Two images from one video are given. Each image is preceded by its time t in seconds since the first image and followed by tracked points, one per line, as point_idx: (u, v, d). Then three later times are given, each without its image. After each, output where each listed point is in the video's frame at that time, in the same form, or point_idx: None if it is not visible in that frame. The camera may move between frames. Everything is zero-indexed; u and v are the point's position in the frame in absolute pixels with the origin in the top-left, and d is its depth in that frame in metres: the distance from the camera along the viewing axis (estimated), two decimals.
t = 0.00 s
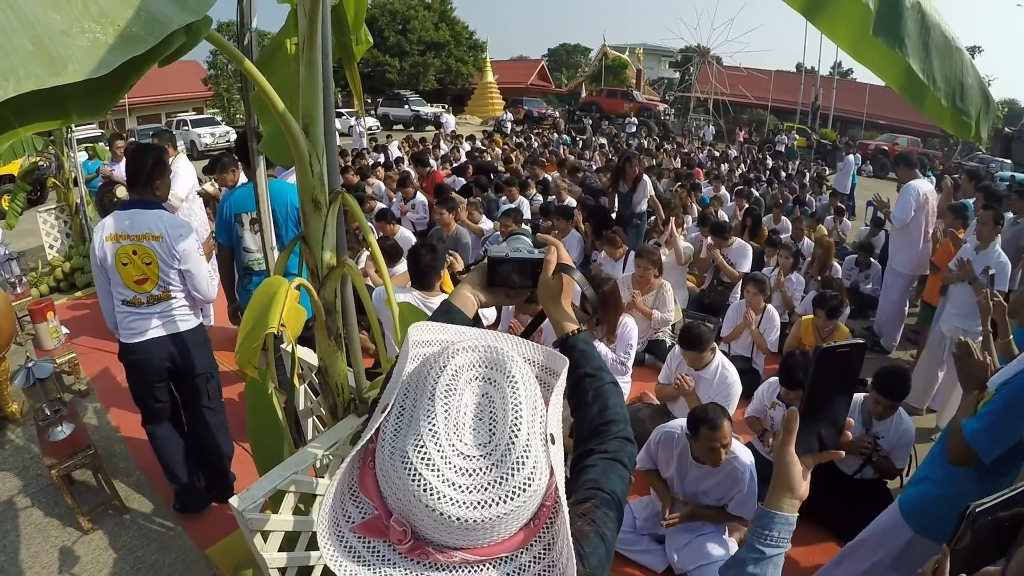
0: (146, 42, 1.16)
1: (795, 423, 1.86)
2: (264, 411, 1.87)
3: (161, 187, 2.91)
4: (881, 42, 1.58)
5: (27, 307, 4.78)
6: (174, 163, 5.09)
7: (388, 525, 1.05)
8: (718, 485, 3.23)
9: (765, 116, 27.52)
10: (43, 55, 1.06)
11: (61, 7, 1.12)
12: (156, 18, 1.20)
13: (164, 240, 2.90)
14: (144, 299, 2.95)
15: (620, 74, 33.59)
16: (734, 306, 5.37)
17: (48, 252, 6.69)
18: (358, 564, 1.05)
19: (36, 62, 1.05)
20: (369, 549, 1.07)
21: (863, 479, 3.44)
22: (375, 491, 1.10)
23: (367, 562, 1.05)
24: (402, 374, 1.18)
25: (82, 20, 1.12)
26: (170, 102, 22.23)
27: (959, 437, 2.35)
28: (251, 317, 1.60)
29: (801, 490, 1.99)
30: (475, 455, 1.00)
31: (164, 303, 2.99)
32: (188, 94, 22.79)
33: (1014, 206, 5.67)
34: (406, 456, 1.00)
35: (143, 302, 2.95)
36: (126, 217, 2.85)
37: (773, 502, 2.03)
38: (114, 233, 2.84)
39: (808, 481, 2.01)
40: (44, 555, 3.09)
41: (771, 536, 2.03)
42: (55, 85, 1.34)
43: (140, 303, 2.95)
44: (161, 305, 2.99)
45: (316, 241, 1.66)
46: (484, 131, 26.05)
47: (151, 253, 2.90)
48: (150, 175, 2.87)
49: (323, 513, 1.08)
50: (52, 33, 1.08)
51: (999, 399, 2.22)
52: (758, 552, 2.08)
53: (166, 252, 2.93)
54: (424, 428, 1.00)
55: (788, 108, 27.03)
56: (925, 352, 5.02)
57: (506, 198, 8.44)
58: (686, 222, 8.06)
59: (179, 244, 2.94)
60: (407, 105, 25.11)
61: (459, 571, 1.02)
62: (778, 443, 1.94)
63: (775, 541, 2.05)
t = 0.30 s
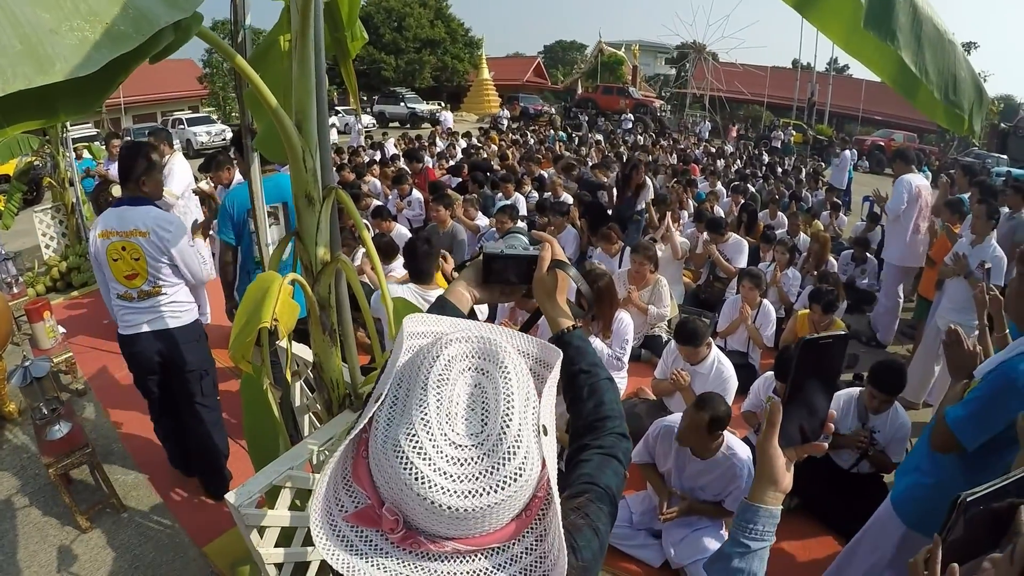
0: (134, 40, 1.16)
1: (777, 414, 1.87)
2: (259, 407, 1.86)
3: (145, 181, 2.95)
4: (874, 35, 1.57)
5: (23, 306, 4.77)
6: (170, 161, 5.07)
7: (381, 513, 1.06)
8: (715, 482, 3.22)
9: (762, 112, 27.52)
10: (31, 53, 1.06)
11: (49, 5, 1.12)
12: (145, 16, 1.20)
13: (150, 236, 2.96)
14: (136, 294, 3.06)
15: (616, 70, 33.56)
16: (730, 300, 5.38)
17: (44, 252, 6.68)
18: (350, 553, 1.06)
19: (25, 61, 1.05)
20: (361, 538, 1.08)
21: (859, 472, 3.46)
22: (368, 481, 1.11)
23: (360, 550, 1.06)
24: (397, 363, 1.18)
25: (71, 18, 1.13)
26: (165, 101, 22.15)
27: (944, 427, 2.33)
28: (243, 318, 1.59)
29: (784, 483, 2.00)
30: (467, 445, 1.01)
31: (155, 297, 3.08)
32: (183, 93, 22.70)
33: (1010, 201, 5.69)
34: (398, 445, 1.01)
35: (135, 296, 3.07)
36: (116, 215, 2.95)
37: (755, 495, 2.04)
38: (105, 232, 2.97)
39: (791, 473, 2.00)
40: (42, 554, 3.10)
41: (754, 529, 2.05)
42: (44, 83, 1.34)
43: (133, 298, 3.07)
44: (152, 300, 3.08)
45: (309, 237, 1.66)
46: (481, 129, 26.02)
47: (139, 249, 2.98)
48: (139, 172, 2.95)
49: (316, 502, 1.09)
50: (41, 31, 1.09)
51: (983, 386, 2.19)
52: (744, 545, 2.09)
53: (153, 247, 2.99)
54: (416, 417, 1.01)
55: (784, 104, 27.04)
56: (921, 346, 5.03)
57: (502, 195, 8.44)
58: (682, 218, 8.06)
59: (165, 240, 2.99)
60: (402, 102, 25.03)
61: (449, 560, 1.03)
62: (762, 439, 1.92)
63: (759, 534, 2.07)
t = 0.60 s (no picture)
0: (124, 44, 1.17)
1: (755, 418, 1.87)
2: (251, 408, 1.86)
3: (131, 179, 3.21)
4: (865, 39, 1.60)
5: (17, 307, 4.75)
6: (164, 162, 5.06)
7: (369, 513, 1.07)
8: (704, 484, 3.25)
9: (756, 116, 27.61)
10: (21, 57, 1.07)
11: (39, 8, 1.13)
12: (135, 21, 1.21)
13: (137, 233, 3.10)
14: (123, 291, 3.19)
15: (612, 73, 33.63)
16: (724, 303, 5.41)
17: (38, 253, 6.67)
18: (339, 553, 1.07)
19: (14, 64, 1.06)
20: (350, 538, 1.09)
21: (852, 475, 3.49)
22: (357, 481, 1.12)
23: (348, 551, 1.07)
24: (386, 365, 1.20)
25: (62, 22, 1.14)
26: (160, 101, 22.10)
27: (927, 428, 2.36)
28: (234, 318, 1.61)
29: (763, 489, 2.02)
30: (453, 445, 1.02)
31: (142, 294, 3.21)
32: (178, 94, 22.68)
33: (1002, 205, 5.73)
34: (386, 445, 1.02)
35: (122, 293, 3.20)
36: (100, 216, 3.09)
37: (734, 501, 2.06)
38: (91, 232, 3.10)
39: (770, 478, 2.02)
40: (34, 555, 3.09)
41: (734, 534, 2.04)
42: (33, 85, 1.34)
43: (120, 295, 3.20)
44: (138, 297, 3.22)
45: (301, 238, 1.67)
46: (476, 131, 26.03)
47: (126, 247, 3.12)
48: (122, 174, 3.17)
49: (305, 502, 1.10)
50: (32, 35, 1.09)
51: (966, 387, 2.23)
52: (723, 552, 2.09)
53: (140, 245, 3.13)
54: (404, 418, 1.02)
55: (779, 107, 27.13)
56: (913, 350, 5.06)
57: (496, 197, 8.45)
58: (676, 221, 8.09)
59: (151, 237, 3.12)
60: (398, 104, 25.00)
61: (436, 560, 1.04)
62: (739, 442, 1.96)
63: (739, 541, 2.06)
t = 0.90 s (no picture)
0: (115, 48, 1.17)
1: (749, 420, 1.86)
2: (249, 409, 1.86)
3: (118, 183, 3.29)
4: (864, 34, 1.60)
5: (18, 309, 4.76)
6: (163, 163, 5.01)
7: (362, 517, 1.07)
8: (705, 481, 3.23)
9: (758, 113, 27.56)
10: (11, 61, 1.07)
11: (30, 12, 1.13)
12: (126, 24, 1.21)
13: (135, 230, 3.19)
14: (125, 287, 3.27)
15: (612, 71, 33.55)
16: (726, 301, 5.40)
17: (39, 255, 6.68)
18: (332, 557, 1.07)
19: (5, 68, 1.05)
20: (343, 541, 1.09)
21: (854, 473, 3.48)
22: (350, 484, 1.12)
23: (341, 555, 1.07)
24: (380, 367, 1.20)
25: (53, 26, 1.14)
26: (161, 103, 22.14)
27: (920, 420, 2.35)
28: (231, 317, 1.61)
29: (757, 490, 2.01)
30: (446, 448, 1.02)
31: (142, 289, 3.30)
32: (179, 95, 22.72)
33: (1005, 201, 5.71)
34: (378, 448, 1.02)
35: (122, 290, 3.27)
36: (96, 217, 3.15)
37: (727, 504, 2.05)
38: (87, 236, 3.16)
39: (764, 479, 2.02)
40: (37, 557, 3.10)
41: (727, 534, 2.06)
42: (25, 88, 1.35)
43: (120, 292, 3.27)
44: (139, 292, 3.30)
45: (298, 239, 1.67)
46: (477, 130, 26.02)
47: (126, 244, 3.20)
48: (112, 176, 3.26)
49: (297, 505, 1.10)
50: (22, 39, 1.09)
51: (960, 377, 2.23)
52: (717, 554, 2.11)
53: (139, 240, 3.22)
54: (395, 420, 1.02)
55: (780, 104, 27.07)
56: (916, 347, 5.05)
57: (497, 196, 8.45)
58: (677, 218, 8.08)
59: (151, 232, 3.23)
60: (399, 104, 24.98)
61: (430, 563, 1.04)
62: (730, 443, 1.93)
63: (733, 542, 2.08)
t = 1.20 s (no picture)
0: (111, 36, 1.15)
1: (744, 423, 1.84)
2: (246, 406, 1.85)
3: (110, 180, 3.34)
4: (865, 29, 1.58)
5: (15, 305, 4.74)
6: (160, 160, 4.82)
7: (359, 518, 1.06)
8: (704, 476, 3.21)
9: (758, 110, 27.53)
10: (5, 51, 1.07)
11: (23, 2, 1.12)
12: (122, 12, 1.19)
13: (129, 223, 3.25)
14: (121, 281, 3.31)
15: (612, 68, 33.51)
16: (725, 299, 5.39)
17: (37, 251, 6.66)
18: (327, 558, 1.06)
19: None
20: (340, 541, 1.08)
21: (854, 472, 3.47)
22: (346, 484, 1.11)
23: (338, 556, 1.06)
24: (377, 365, 1.19)
25: (46, 15, 1.12)
26: (160, 99, 22.11)
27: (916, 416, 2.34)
28: (224, 315, 1.59)
29: (752, 491, 2.00)
30: (444, 447, 1.01)
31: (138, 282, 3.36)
32: (178, 92, 22.69)
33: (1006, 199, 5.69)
34: (375, 448, 1.01)
35: (119, 283, 3.31)
36: (91, 212, 3.20)
37: (724, 506, 2.04)
38: (81, 230, 3.19)
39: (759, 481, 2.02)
40: (35, 554, 3.09)
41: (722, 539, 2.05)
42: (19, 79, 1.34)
43: (117, 286, 3.31)
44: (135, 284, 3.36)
45: (295, 235, 1.66)
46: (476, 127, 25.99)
47: (120, 238, 3.25)
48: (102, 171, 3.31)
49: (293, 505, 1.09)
50: (15, 29, 1.09)
51: (955, 372, 2.22)
52: (713, 558, 2.14)
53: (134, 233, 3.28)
54: (392, 419, 1.02)
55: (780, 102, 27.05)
56: (915, 346, 5.04)
57: (497, 193, 8.44)
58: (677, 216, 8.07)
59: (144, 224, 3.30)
60: (398, 100, 24.93)
61: (427, 565, 1.03)
62: (726, 444, 1.91)
63: (727, 546, 2.08)
